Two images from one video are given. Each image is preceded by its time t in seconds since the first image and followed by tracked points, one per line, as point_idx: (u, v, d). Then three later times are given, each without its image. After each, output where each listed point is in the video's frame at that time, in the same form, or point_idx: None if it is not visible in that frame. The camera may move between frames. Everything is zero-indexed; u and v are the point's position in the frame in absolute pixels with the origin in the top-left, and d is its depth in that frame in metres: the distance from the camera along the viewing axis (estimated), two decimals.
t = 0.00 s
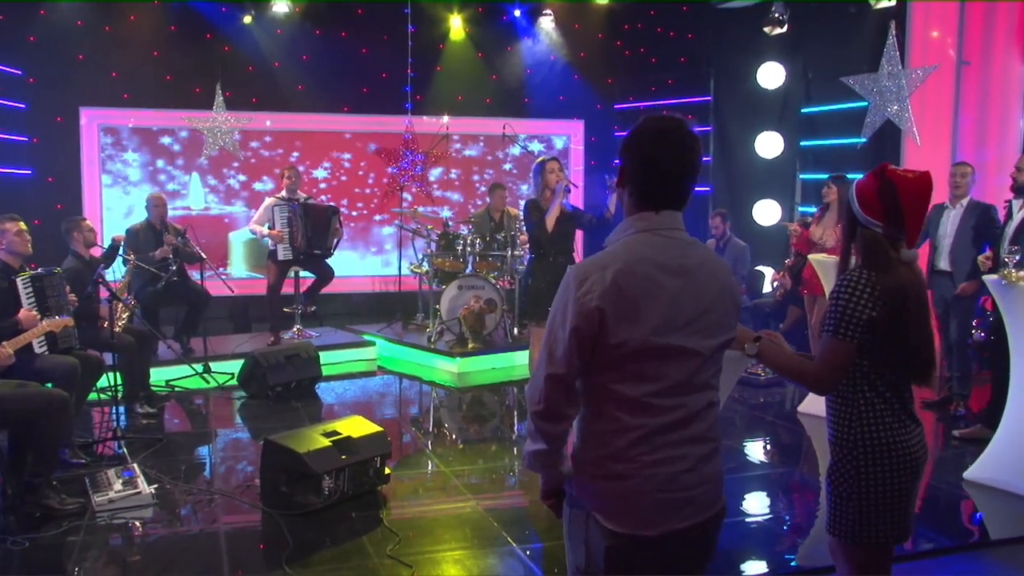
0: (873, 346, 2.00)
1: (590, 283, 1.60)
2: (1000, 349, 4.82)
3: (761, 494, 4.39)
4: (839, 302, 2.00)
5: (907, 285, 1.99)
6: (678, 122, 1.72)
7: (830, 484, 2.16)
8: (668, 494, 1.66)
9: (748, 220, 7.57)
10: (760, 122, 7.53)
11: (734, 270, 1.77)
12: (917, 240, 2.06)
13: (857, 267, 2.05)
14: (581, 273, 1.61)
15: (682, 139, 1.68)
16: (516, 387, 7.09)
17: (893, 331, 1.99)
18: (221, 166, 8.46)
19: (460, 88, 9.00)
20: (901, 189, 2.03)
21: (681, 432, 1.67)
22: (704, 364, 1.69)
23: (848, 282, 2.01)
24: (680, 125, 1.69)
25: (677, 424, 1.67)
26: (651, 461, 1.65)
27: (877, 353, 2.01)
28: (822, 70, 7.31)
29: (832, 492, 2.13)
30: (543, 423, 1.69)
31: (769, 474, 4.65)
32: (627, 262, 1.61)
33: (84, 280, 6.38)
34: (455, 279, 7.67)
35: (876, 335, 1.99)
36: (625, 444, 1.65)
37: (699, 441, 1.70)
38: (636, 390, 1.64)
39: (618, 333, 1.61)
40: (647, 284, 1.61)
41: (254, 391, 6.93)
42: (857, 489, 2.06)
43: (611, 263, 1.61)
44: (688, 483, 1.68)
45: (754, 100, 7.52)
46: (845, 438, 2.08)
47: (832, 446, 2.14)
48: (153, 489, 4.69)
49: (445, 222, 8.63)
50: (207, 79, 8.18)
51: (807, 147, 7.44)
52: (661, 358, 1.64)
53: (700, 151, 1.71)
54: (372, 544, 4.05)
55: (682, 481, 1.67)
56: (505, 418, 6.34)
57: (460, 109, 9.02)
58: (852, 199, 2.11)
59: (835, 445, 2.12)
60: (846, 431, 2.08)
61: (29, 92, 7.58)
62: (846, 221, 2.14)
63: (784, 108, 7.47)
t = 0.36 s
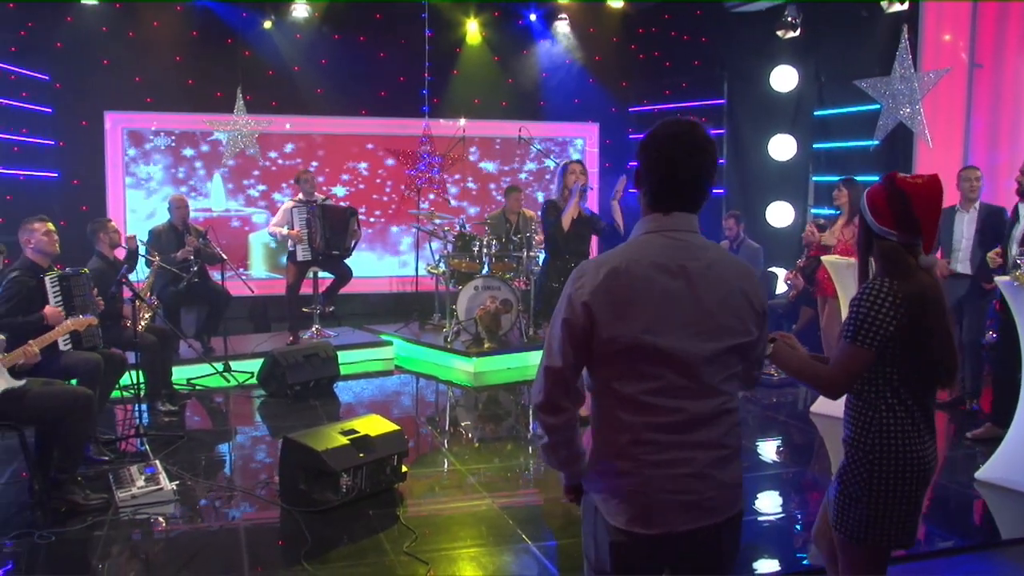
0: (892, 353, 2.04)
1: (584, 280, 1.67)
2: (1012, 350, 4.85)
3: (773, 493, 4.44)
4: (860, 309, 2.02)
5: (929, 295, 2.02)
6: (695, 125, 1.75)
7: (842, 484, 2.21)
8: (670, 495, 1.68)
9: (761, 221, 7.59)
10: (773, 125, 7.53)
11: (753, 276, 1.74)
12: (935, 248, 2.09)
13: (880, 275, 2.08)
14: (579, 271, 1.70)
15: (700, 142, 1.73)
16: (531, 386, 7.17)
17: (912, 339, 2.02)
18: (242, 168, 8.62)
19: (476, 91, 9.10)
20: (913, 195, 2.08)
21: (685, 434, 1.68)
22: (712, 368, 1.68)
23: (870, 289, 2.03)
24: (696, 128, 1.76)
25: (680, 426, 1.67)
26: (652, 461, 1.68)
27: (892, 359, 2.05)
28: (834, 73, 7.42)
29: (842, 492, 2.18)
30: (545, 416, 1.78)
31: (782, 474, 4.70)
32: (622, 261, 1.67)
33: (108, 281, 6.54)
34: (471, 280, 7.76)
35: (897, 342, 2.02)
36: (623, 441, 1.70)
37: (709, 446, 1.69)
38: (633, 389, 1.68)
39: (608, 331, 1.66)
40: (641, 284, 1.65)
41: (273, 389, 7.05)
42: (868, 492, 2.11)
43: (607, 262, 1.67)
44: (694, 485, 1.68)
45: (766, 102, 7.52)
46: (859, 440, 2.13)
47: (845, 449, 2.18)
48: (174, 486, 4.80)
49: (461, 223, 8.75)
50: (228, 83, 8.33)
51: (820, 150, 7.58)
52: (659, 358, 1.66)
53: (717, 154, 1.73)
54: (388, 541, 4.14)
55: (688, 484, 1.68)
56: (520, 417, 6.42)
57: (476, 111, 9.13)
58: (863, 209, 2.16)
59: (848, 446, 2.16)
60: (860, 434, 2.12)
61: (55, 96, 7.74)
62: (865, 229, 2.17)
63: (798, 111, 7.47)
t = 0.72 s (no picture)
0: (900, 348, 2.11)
1: (622, 282, 1.67)
2: None
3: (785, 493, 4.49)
4: (874, 308, 2.08)
5: (933, 291, 2.10)
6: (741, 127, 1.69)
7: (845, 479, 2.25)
8: (696, 497, 1.64)
9: (773, 224, 7.56)
10: (786, 127, 7.55)
11: (799, 281, 1.64)
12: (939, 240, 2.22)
13: (887, 274, 2.14)
14: (621, 273, 1.69)
15: (739, 144, 1.67)
16: (546, 386, 7.25)
17: (918, 333, 2.11)
18: (263, 171, 8.80)
19: (491, 94, 9.19)
20: (921, 194, 2.17)
21: (715, 437, 1.63)
22: (744, 373, 1.61)
23: (880, 287, 2.10)
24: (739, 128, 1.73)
25: (707, 428, 1.63)
26: (680, 461, 1.65)
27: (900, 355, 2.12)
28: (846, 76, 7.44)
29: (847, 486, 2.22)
30: (588, 410, 1.80)
31: (795, 473, 4.75)
32: (658, 264, 1.64)
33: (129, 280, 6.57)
34: (487, 281, 7.85)
35: (906, 337, 2.09)
36: (655, 441, 1.68)
37: (741, 451, 1.64)
38: (663, 390, 1.66)
39: (639, 333, 1.65)
40: (672, 287, 1.62)
41: (291, 388, 7.16)
42: (877, 485, 2.16)
43: (646, 264, 1.65)
44: (722, 489, 1.63)
45: (780, 105, 7.54)
46: (863, 435, 2.18)
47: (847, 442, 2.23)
48: (194, 483, 4.91)
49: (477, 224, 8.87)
50: (248, 86, 8.46)
51: (833, 152, 7.63)
52: (689, 361, 1.61)
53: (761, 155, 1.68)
54: (405, 539, 4.22)
55: (715, 487, 1.63)
56: (535, 416, 6.50)
57: (491, 114, 9.22)
58: (873, 210, 2.21)
59: (852, 441, 2.20)
60: (866, 429, 2.17)
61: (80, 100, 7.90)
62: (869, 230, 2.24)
63: (810, 114, 7.52)
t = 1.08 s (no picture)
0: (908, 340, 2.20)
1: (649, 279, 1.74)
2: None
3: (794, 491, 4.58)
4: (882, 301, 2.17)
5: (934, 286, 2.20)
6: (760, 127, 1.75)
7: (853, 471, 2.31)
8: (719, 488, 1.69)
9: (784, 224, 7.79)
10: (797, 128, 7.82)
11: (825, 278, 1.69)
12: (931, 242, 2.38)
13: (892, 269, 2.24)
14: (648, 271, 1.76)
15: (762, 143, 1.72)
16: (559, 386, 7.34)
17: (922, 327, 2.20)
18: (279, 172, 8.90)
19: (505, 98, 9.31)
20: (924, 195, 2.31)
21: (738, 431, 1.69)
22: (768, 369, 1.66)
23: (885, 281, 2.19)
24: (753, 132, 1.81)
25: (730, 423, 1.68)
26: (705, 454, 1.71)
27: (907, 348, 2.21)
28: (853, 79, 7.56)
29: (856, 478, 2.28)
30: (615, 403, 1.86)
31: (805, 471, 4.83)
32: (685, 262, 1.70)
33: (150, 279, 6.69)
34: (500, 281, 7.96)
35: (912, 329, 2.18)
36: (680, 433, 1.75)
37: (764, 444, 1.69)
38: (689, 385, 1.71)
39: (665, 329, 1.71)
40: (698, 285, 1.67)
41: (309, 386, 7.29)
42: (885, 474, 2.22)
43: (673, 262, 1.72)
44: (744, 480, 1.69)
45: (790, 108, 7.85)
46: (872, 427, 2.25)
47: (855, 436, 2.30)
48: (214, 479, 5.03)
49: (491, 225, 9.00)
50: (268, 91, 8.62)
51: (841, 154, 7.71)
52: (713, 357, 1.67)
53: (781, 154, 1.74)
54: (419, 535, 4.34)
55: (738, 479, 1.69)
56: (548, 415, 6.60)
57: (506, 117, 9.34)
58: (883, 206, 2.29)
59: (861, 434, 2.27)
60: (875, 421, 2.24)
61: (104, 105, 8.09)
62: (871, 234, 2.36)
63: (819, 116, 7.78)
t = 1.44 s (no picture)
0: (914, 341, 2.25)
1: (670, 289, 1.74)
2: None
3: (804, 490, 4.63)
4: (889, 299, 2.22)
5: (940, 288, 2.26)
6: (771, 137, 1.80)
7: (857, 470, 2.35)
8: (739, 498, 1.75)
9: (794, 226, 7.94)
10: (808, 131, 7.93)
11: (837, 285, 1.78)
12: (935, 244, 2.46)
13: (898, 269, 2.29)
14: (667, 281, 1.76)
15: (772, 152, 1.78)
16: (571, 385, 7.41)
17: (928, 328, 2.25)
18: (296, 175, 9.02)
19: (519, 100, 9.39)
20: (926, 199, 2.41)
21: (759, 440, 1.74)
22: (791, 378, 1.73)
23: (893, 281, 2.24)
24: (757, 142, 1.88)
25: (753, 433, 1.73)
26: (726, 464, 1.75)
27: (912, 349, 2.26)
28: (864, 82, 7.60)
29: (859, 477, 2.32)
30: (630, 419, 1.85)
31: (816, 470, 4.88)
32: (707, 272, 1.72)
33: (169, 280, 6.81)
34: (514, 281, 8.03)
35: (919, 329, 2.23)
36: (700, 444, 1.78)
37: (782, 453, 1.75)
38: (713, 395, 1.74)
39: (689, 340, 1.72)
40: (726, 296, 1.70)
41: (324, 385, 7.38)
42: (887, 472, 2.27)
43: (693, 272, 1.73)
44: (764, 489, 1.74)
45: (801, 110, 7.95)
46: (878, 426, 2.29)
47: (861, 436, 2.34)
48: (231, 476, 5.12)
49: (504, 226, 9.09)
50: (284, 93, 8.74)
51: (852, 157, 7.75)
52: (738, 366, 1.71)
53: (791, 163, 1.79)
54: (433, 532, 4.41)
55: (758, 488, 1.74)
56: (560, 414, 6.67)
57: (519, 118, 9.42)
58: (888, 210, 2.38)
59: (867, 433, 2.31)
60: (881, 420, 2.29)
61: (123, 108, 8.23)
62: (877, 234, 2.41)
63: (830, 118, 7.87)
